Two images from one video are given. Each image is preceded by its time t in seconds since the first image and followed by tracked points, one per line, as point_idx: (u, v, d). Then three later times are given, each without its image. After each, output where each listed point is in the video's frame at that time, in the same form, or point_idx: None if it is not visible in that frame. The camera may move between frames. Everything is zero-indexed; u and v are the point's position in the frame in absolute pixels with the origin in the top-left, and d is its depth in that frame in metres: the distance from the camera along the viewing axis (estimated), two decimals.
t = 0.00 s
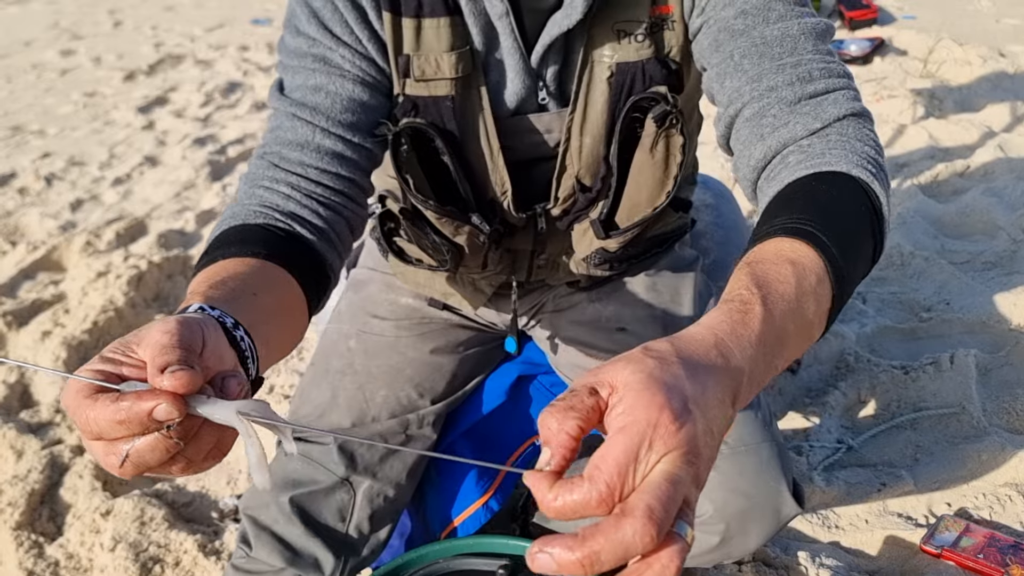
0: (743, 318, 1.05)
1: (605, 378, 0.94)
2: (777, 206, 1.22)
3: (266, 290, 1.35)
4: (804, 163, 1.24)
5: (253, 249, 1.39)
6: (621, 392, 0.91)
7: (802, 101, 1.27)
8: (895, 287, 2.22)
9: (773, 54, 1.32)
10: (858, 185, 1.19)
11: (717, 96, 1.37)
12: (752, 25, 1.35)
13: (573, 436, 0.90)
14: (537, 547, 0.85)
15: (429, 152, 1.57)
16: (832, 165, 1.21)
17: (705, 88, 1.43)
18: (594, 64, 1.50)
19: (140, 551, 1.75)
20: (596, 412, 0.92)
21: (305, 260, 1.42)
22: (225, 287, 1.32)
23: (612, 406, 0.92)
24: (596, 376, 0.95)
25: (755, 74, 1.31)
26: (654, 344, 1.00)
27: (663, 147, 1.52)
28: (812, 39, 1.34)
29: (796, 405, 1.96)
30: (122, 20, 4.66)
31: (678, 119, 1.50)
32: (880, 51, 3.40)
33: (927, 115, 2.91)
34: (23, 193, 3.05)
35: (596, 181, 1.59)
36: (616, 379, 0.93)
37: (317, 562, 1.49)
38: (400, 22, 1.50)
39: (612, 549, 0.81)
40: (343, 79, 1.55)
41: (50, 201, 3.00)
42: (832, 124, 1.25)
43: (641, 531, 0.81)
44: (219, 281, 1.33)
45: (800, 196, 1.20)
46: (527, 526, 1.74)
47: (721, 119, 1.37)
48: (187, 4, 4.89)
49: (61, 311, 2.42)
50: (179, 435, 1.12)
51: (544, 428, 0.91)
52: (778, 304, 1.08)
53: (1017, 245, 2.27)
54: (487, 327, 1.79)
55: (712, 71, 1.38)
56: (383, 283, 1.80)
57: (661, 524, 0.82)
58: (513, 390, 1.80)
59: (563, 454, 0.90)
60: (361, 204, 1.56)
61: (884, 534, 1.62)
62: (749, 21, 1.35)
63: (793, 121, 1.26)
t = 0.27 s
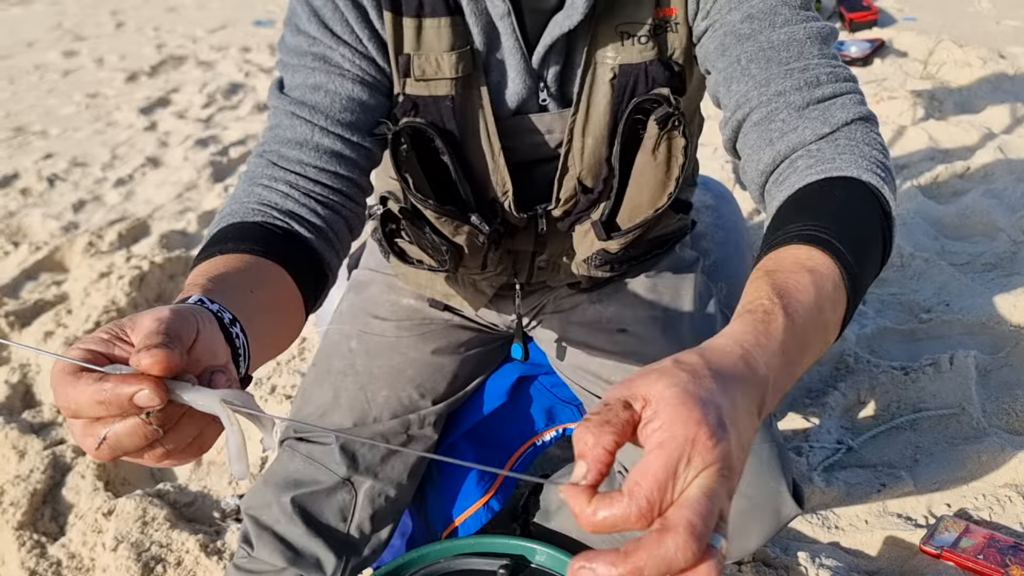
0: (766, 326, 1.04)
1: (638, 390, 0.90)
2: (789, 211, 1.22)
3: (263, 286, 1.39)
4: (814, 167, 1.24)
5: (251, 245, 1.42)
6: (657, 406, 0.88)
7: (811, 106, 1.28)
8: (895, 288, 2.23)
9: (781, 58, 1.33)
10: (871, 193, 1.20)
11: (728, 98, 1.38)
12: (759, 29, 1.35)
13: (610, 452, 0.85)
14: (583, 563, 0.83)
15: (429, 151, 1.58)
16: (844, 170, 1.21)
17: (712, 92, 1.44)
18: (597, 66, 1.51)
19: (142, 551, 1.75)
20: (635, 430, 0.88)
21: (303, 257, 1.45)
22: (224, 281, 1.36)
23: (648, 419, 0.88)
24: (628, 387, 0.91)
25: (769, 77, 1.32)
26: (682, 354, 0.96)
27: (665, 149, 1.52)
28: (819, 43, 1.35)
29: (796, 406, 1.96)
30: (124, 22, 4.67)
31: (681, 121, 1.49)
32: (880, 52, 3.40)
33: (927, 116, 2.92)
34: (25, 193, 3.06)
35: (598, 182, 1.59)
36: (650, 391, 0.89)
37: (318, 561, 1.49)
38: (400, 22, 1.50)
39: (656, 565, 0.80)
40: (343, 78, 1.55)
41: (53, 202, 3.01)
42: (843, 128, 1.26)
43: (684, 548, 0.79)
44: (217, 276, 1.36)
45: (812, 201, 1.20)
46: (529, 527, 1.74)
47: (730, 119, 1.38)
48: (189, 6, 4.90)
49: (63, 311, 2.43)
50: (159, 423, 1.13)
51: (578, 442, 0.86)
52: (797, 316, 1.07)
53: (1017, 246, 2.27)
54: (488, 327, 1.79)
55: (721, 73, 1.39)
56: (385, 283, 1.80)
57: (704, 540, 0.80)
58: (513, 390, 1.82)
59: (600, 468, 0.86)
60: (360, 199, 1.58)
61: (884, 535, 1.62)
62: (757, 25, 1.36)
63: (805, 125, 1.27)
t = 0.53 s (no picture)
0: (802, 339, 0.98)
1: (697, 392, 0.82)
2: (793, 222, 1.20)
3: (260, 275, 1.36)
4: (818, 175, 1.23)
5: (248, 238, 1.40)
6: (712, 416, 0.81)
7: (814, 114, 1.28)
8: (894, 289, 2.23)
9: (784, 65, 1.33)
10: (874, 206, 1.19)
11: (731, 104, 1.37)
12: (762, 36, 1.36)
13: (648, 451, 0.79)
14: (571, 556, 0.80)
15: (429, 150, 1.60)
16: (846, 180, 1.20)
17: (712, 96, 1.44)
18: (600, 67, 1.52)
19: (145, 550, 1.76)
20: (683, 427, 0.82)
21: (299, 252, 1.44)
22: (221, 268, 1.32)
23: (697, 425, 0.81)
24: (685, 385, 0.83)
25: (768, 85, 1.33)
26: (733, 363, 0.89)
27: (665, 150, 1.53)
28: (820, 53, 1.35)
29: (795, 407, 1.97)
30: (127, 23, 4.68)
31: (681, 123, 1.50)
32: (880, 54, 3.41)
33: (926, 118, 2.92)
34: (29, 195, 3.07)
35: (599, 183, 1.60)
36: (709, 398, 0.82)
37: (320, 560, 1.50)
38: (402, 22, 1.52)
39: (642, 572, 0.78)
40: (344, 79, 1.58)
41: (56, 203, 3.02)
42: (845, 137, 1.26)
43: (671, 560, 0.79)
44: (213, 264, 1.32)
45: (817, 210, 1.18)
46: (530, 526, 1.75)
47: (731, 124, 1.39)
48: (192, 8, 4.92)
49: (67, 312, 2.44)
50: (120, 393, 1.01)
51: (626, 434, 0.79)
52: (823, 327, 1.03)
53: (1015, 247, 2.28)
54: (489, 328, 1.79)
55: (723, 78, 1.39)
56: (386, 284, 1.81)
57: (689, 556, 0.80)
58: (513, 390, 1.84)
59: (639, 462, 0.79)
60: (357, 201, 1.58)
61: (884, 535, 1.63)
62: (760, 31, 1.37)
63: (806, 133, 1.27)
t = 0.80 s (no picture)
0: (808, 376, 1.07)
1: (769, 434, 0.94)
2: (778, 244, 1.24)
3: (247, 266, 1.44)
4: (806, 190, 1.27)
5: (241, 227, 1.48)
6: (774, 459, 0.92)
7: (807, 132, 1.32)
8: (895, 290, 2.23)
9: (781, 81, 1.37)
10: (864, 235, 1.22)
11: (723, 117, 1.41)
12: (761, 50, 1.40)
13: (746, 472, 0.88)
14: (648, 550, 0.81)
15: (423, 139, 1.60)
16: (836, 203, 1.24)
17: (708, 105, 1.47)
18: (600, 62, 1.51)
19: (146, 550, 1.76)
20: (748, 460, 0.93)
21: (290, 241, 1.52)
22: (202, 261, 1.39)
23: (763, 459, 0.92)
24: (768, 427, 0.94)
25: (764, 101, 1.36)
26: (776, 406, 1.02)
27: (664, 146, 1.52)
28: (815, 69, 1.39)
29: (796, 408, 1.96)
30: (128, 24, 4.69)
31: (681, 118, 1.49)
32: (881, 55, 3.41)
33: (927, 119, 2.92)
34: (30, 195, 3.07)
35: (598, 178, 1.58)
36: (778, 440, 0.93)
37: (320, 560, 1.50)
38: (396, 12, 1.52)
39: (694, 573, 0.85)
40: (334, 75, 1.59)
41: (58, 204, 3.02)
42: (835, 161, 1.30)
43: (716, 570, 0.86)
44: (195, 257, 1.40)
45: (806, 230, 1.21)
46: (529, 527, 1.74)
47: (724, 132, 1.41)
48: (193, 9, 4.93)
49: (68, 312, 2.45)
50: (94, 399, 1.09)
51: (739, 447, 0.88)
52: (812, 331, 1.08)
53: (1017, 249, 2.28)
54: (489, 327, 1.80)
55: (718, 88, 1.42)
56: (387, 284, 1.80)
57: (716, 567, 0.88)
58: (514, 390, 1.83)
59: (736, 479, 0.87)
60: (349, 189, 1.64)
61: (885, 536, 1.63)
62: (760, 47, 1.40)
63: (798, 151, 1.31)
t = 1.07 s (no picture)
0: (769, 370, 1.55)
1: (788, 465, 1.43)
2: (765, 291, 1.48)
3: (257, 272, 1.56)
4: (786, 228, 1.50)
5: (251, 225, 1.59)
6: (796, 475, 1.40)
7: (787, 175, 1.53)
8: (897, 290, 2.23)
9: (767, 126, 1.53)
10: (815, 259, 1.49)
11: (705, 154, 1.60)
12: (751, 93, 1.52)
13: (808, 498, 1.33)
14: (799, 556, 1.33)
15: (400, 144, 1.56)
16: (803, 241, 1.49)
17: (694, 127, 1.58)
18: (607, 78, 1.47)
19: (148, 549, 1.77)
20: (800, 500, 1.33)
21: (296, 236, 1.63)
22: (235, 268, 1.54)
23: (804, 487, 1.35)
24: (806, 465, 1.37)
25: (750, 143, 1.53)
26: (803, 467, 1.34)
27: (664, 160, 1.53)
28: (785, 101, 1.56)
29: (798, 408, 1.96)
30: (131, 24, 4.69)
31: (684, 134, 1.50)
32: (883, 56, 3.41)
33: (929, 119, 2.92)
34: (33, 194, 3.08)
35: (592, 185, 1.57)
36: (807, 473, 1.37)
37: (319, 557, 1.48)
38: (370, 18, 1.48)
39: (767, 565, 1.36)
40: (319, 90, 1.60)
41: (60, 203, 3.03)
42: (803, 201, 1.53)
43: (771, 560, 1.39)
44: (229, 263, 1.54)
45: (779, 273, 1.47)
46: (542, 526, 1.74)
47: (708, 164, 1.60)
48: (195, 8, 4.93)
49: (70, 311, 2.45)
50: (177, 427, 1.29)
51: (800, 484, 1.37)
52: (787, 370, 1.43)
53: (1019, 249, 2.28)
54: (487, 325, 1.78)
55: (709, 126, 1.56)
56: (386, 281, 1.79)
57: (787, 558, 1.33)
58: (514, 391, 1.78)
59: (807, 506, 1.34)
60: (349, 182, 1.72)
61: (887, 536, 1.63)
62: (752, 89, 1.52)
63: (776, 191, 1.52)
